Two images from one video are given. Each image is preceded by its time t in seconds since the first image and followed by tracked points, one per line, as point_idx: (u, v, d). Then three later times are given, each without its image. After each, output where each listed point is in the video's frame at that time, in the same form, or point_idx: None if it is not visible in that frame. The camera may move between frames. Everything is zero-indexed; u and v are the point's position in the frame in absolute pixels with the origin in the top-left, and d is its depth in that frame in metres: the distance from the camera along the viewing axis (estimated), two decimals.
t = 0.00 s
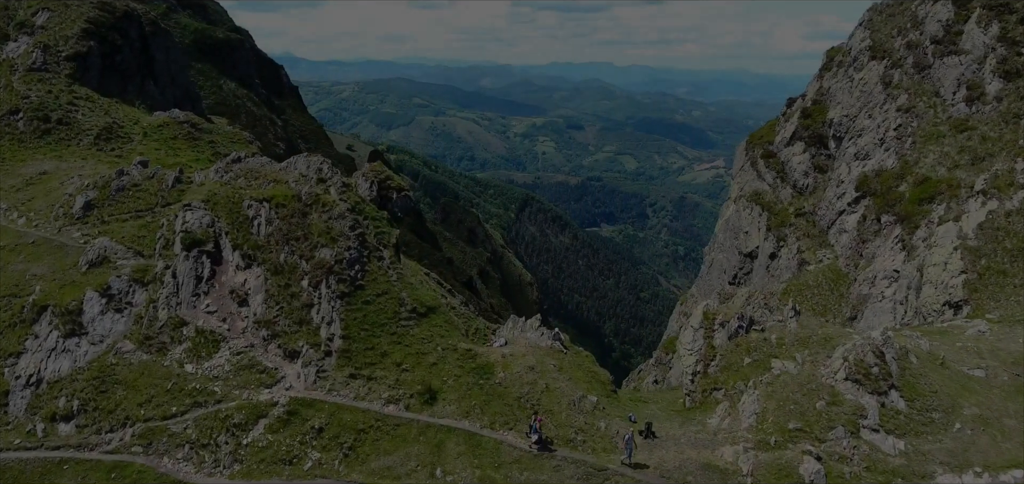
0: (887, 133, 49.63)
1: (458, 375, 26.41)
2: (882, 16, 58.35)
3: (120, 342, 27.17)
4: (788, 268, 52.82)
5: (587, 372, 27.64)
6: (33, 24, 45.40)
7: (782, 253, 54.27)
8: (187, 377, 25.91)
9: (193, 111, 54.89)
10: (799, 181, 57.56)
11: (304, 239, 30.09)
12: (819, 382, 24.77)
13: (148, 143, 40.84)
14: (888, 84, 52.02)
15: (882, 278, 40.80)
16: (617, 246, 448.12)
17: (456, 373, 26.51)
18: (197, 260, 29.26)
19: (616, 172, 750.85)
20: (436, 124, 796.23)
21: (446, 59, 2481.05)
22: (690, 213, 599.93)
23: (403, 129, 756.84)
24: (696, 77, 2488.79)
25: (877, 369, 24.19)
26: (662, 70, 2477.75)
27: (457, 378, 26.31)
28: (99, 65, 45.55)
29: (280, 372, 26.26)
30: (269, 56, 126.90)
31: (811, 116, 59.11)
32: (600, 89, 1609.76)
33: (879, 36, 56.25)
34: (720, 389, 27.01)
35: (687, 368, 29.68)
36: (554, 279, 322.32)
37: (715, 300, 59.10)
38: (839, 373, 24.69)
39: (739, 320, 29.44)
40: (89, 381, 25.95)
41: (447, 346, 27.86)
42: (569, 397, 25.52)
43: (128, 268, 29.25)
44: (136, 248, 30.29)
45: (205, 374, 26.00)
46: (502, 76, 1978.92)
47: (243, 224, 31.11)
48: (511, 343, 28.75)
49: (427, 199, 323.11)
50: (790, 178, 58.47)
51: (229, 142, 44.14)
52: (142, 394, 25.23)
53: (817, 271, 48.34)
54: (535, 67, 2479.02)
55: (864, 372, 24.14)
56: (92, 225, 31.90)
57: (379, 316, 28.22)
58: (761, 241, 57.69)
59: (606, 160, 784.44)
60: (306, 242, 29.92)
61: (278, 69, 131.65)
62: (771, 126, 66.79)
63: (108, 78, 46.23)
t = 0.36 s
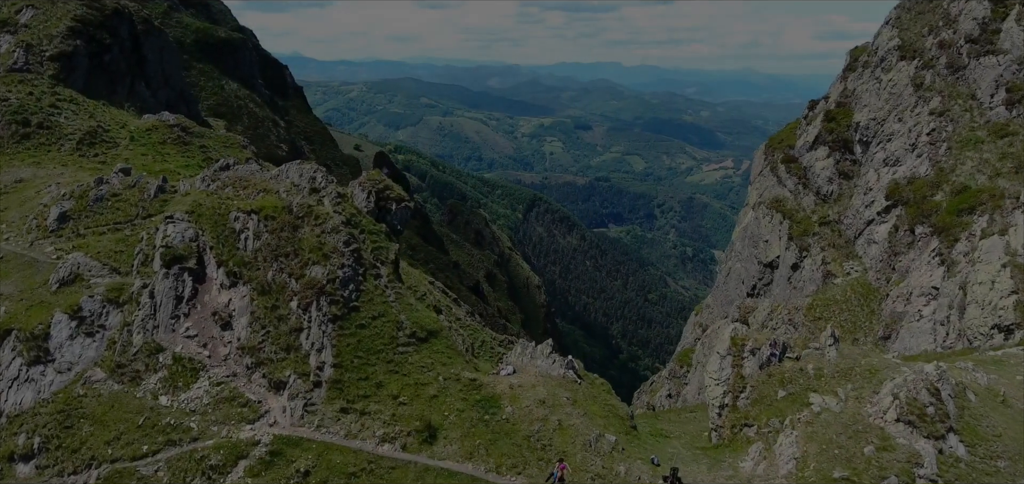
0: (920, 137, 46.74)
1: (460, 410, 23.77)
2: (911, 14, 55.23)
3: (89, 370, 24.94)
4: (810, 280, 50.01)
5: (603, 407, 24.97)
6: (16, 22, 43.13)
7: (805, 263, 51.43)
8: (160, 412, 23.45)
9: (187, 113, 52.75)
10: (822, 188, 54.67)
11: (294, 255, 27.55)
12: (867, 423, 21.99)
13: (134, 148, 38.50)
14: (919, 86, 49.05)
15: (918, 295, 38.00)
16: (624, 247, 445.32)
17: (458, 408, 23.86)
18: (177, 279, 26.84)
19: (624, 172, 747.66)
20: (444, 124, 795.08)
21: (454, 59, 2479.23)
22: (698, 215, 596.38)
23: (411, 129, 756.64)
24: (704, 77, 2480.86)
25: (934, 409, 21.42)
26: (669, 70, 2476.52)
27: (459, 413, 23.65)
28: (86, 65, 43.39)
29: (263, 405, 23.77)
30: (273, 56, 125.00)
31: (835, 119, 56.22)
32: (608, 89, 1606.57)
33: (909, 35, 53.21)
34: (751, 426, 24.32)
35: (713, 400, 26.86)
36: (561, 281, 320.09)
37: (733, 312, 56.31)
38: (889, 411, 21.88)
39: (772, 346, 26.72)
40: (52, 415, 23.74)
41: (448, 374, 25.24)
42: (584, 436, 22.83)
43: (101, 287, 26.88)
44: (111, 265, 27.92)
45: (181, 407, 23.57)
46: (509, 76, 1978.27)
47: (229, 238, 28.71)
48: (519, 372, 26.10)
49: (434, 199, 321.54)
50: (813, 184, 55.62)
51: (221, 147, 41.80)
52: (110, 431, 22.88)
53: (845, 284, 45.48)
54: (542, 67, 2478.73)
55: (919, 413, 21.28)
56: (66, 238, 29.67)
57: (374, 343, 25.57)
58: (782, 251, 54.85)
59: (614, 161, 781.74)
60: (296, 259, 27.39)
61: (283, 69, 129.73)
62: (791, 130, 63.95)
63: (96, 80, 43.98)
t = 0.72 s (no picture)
0: (951, 143, 43.92)
1: (459, 454, 21.13)
2: (938, 11, 52.31)
3: (48, 406, 22.70)
4: (833, 294, 47.28)
5: (619, 448, 22.16)
6: None
7: (827, 275, 48.68)
8: (123, 455, 21.12)
9: (178, 116, 50.42)
10: (844, 195, 51.91)
11: (278, 275, 25.03)
12: (922, 474, 19.29)
13: (114, 155, 36.20)
14: (950, 88, 46.22)
15: (956, 314, 35.18)
16: (629, 248, 443.29)
17: (457, 450, 21.27)
18: (148, 302, 24.45)
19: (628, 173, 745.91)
20: (449, 124, 793.84)
21: (458, 59, 2479.32)
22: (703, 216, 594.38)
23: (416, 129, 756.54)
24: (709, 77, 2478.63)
25: (1001, 459, 18.70)
26: (674, 70, 2476.39)
27: (458, 457, 21.04)
28: (67, 67, 41.03)
29: (239, 450, 21.30)
30: (274, 56, 122.80)
31: (858, 123, 53.46)
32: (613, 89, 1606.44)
33: (937, 33, 50.31)
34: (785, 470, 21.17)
35: (740, 437, 23.61)
36: (565, 283, 318.41)
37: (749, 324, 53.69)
38: (949, 461, 19.19)
39: (807, 379, 24.01)
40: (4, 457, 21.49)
41: (447, 411, 22.65)
42: None
43: (64, 311, 24.56)
44: (77, 286, 25.58)
45: (148, 450, 21.21)
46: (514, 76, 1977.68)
47: (208, 256, 26.29)
48: (526, 407, 23.43)
49: (438, 200, 320.00)
50: (834, 190, 52.95)
51: (208, 153, 39.38)
52: (66, 477, 20.59)
53: (871, 299, 42.81)
54: (547, 67, 2478.90)
55: (983, 464, 18.62)
56: (32, 256, 27.39)
57: (364, 374, 22.99)
58: (802, 261, 52.13)
59: (619, 161, 780.04)
60: (279, 280, 24.91)
61: (284, 69, 127.60)
62: (809, 133, 61.20)
63: (78, 81, 41.61)
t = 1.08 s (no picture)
0: (983, 148, 41.23)
1: None
2: (966, 8, 49.45)
3: None
4: (856, 307, 44.59)
5: None
6: None
7: (848, 287, 46.11)
8: None
9: (164, 121, 47.89)
10: (867, 201, 49.30)
11: (255, 299, 22.48)
12: None
13: (88, 162, 33.78)
14: (980, 89, 43.53)
15: (997, 336, 32.35)
16: (632, 249, 441.84)
17: None
18: (109, 331, 22.02)
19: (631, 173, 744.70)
20: (451, 124, 792.67)
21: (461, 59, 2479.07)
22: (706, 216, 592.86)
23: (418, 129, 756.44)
24: (712, 77, 2479.10)
25: None
26: (677, 70, 2476.34)
27: None
28: (41, 66, 38.67)
29: None
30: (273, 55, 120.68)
31: (880, 126, 50.84)
32: (615, 89, 1607.28)
33: (965, 31, 47.45)
34: None
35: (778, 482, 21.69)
36: (567, 285, 317.25)
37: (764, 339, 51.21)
38: None
39: (849, 419, 21.24)
40: None
41: (442, 456, 20.04)
42: None
43: (17, 342, 22.23)
44: (33, 311, 23.32)
45: None
46: (517, 76, 1977.17)
47: (178, 276, 23.79)
48: (532, 450, 20.79)
49: (441, 201, 318.60)
50: (856, 197, 50.22)
51: (190, 160, 36.90)
52: None
53: (898, 315, 40.20)
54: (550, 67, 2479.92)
55: None
56: None
57: (349, 412, 20.40)
58: (821, 272, 49.61)
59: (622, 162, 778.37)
60: (257, 305, 22.35)
61: (283, 69, 125.41)
62: (827, 136, 58.57)
63: (55, 82, 39.23)
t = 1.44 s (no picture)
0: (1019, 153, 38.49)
1: None
2: (996, 4, 46.61)
3: None
4: (881, 323, 41.93)
5: None
6: None
7: (872, 301, 43.47)
8: None
9: (148, 123, 46.43)
10: (890, 209, 46.70)
11: (225, 332, 19.84)
12: None
13: (58, 169, 31.29)
14: (1015, 90, 40.72)
15: None
16: (635, 250, 440.30)
17: None
18: (59, 366, 19.46)
19: (633, 173, 743.16)
20: (454, 124, 791.26)
21: (463, 59, 2478.34)
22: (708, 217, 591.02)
23: (420, 129, 755.92)
24: (713, 77, 2478.75)
25: None
26: (679, 70, 2476.63)
27: None
28: (12, 66, 36.22)
29: None
30: (271, 55, 118.45)
31: (904, 129, 48.20)
32: (617, 88, 1607.97)
33: (996, 28, 44.62)
34: None
35: None
36: (570, 286, 315.65)
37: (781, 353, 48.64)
38: None
39: (902, 469, 19.03)
40: None
41: None
42: None
43: None
44: None
45: None
46: (519, 75, 1976.37)
47: (141, 301, 21.24)
48: None
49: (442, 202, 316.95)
50: (880, 204, 47.50)
51: (170, 168, 34.43)
52: None
53: (929, 333, 37.46)
54: (552, 67, 2479.02)
55: None
56: None
57: (329, 464, 17.71)
58: (842, 283, 47.00)
59: (624, 162, 776.83)
60: (227, 338, 19.76)
61: (281, 69, 123.23)
62: (846, 140, 55.97)
63: (27, 83, 36.81)
